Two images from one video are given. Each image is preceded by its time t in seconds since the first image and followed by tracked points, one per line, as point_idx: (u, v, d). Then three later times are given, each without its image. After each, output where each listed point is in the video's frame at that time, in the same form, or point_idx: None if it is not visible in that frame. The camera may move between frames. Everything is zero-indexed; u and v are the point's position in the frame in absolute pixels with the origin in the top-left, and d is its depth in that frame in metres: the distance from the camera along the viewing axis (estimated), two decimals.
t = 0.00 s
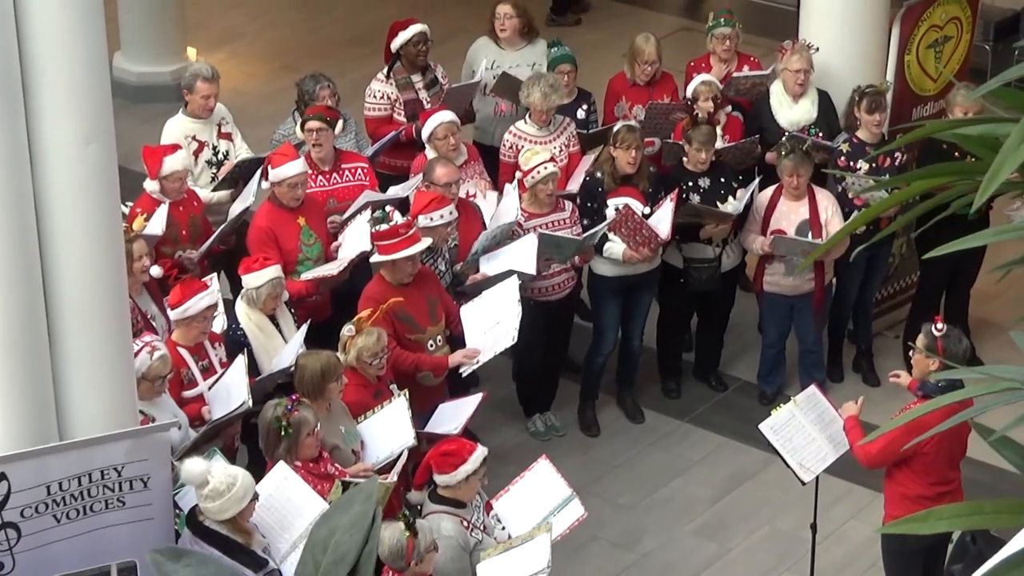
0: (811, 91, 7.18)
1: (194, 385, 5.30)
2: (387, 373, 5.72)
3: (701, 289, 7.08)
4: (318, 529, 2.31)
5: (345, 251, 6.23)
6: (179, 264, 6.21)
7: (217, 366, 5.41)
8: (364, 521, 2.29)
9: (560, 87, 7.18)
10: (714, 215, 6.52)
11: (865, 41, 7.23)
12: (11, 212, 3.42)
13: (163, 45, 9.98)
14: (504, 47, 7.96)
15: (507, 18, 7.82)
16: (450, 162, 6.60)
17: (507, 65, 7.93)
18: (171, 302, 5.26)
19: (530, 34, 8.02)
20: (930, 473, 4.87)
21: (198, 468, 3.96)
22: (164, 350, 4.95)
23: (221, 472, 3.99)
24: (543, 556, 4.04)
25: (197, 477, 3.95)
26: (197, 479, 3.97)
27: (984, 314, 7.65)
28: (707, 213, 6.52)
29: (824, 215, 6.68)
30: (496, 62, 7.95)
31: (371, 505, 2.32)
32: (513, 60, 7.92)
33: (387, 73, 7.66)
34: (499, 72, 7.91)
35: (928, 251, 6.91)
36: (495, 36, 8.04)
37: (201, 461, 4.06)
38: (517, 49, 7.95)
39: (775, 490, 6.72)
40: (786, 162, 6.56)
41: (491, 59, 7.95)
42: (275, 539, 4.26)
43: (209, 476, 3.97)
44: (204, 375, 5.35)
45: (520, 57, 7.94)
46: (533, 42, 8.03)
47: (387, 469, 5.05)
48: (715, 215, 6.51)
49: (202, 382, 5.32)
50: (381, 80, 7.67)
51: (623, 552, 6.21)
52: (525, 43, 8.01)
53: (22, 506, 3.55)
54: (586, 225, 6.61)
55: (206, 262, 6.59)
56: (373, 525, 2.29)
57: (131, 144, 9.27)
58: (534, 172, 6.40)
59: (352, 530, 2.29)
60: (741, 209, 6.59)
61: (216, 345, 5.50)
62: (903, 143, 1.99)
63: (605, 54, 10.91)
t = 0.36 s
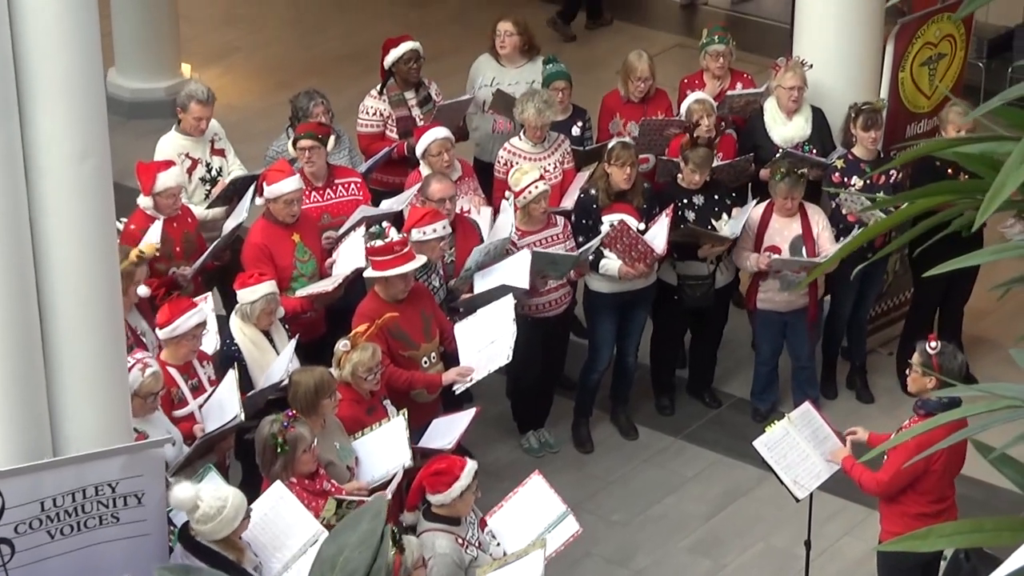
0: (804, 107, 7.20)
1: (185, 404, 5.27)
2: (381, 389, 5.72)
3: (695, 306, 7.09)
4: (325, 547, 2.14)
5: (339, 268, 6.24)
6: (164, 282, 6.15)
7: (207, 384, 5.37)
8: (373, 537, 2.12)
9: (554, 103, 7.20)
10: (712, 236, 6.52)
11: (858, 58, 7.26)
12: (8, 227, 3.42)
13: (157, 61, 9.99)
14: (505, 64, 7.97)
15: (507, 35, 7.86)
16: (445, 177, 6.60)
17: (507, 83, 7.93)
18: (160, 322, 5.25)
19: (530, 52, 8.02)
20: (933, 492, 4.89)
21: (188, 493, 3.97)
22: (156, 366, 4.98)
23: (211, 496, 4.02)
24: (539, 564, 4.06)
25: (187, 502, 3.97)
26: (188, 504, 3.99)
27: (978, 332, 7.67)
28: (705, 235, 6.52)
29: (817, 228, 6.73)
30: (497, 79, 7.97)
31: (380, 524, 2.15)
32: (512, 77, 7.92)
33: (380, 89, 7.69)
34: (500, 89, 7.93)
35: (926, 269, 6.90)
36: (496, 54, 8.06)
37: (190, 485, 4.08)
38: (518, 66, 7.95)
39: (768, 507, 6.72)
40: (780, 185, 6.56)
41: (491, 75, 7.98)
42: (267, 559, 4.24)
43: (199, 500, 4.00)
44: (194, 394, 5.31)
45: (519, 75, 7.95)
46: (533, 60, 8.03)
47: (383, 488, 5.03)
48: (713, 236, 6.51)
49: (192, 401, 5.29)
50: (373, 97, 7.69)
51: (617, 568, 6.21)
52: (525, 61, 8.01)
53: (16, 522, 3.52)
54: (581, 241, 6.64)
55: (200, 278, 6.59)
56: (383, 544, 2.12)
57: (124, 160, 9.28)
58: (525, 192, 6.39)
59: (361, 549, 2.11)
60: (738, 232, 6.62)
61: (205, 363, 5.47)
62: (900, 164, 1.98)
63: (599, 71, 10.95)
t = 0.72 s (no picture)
0: (794, 128, 7.23)
1: (175, 424, 5.26)
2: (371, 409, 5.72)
3: (684, 326, 7.10)
4: None
5: (329, 289, 6.25)
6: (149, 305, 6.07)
7: (197, 405, 5.37)
8: None
9: (544, 123, 7.21)
10: (701, 258, 6.52)
11: (849, 79, 7.29)
12: None
13: (148, 81, 10.00)
14: (496, 86, 7.96)
15: (500, 56, 7.84)
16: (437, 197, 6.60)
17: (497, 104, 7.93)
18: (147, 343, 5.22)
19: (522, 72, 8.00)
20: (927, 511, 4.91)
21: (171, 523, 4.04)
22: (150, 387, 4.95)
23: (195, 525, 4.06)
24: None
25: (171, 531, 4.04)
26: (173, 532, 4.05)
27: (968, 353, 7.70)
28: (694, 257, 6.52)
29: (807, 247, 6.73)
30: (488, 99, 7.97)
31: None
32: (503, 98, 7.92)
33: (368, 108, 7.68)
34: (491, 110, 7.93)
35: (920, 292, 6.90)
36: (487, 75, 8.06)
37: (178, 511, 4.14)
38: (508, 87, 7.94)
39: (759, 527, 6.72)
40: (770, 204, 6.60)
41: (482, 96, 7.98)
42: None
43: (183, 529, 4.05)
44: (184, 414, 5.31)
45: (510, 95, 7.94)
46: (524, 80, 8.02)
47: (375, 508, 5.02)
48: (701, 258, 6.51)
49: (183, 420, 5.29)
50: (362, 116, 7.68)
51: None
52: (516, 81, 7.99)
53: (7, 541, 3.50)
54: (571, 261, 6.64)
55: (191, 298, 6.58)
56: None
57: (116, 180, 9.27)
58: (514, 212, 6.42)
59: None
60: (727, 255, 6.62)
61: (194, 383, 5.46)
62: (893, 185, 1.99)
63: (590, 91, 10.99)
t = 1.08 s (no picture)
0: (784, 144, 7.26)
1: (167, 441, 5.25)
2: (361, 424, 5.72)
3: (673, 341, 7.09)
4: None
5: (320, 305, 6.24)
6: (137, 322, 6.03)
7: (189, 420, 5.38)
8: None
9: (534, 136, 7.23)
10: (690, 272, 6.54)
11: (840, 95, 7.32)
12: None
13: (139, 96, 10.00)
14: (482, 100, 7.96)
15: (487, 70, 7.85)
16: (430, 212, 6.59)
17: (485, 119, 7.95)
18: (138, 358, 5.24)
19: (506, 87, 8.03)
20: (917, 526, 4.92)
21: (161, 538, 4.04)
22: (140, 402, 4.94)
23: (186, 539, 4.05)
24: None
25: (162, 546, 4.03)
26: (164, 548, 4.05)
27: (958, 368, 7.72)
28: (683, 270, 6.53)
29: (799, 261, 6.74)
30: (475, 115, 7.96)
31: None
32: (490, 113, 7.94)
33: (356, 123, 7.69)
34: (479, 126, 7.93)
35: (918, 306, 6.90)
36: (470, 90, 8.04)
37: (168, 527, 4.14)
38: (494, 101, 7.97)
39: (749, 542, 6.71)
40: (762, 218, 6.60)
41: (468, 112, 7.97)
42: None
43: (174, 544, 4.05)
44: (176, 430, 5.31)
45: (497, 110, 7.97)
46: (508, 94, 8.04)
47: (366, 523, 5.02)
48: (691, 271, 6.52)
49: (174, 437, 5.28)
50: (352, 131, 7.70)
51: None
52: (501, 96, 8.01)
53: None
54: (561, 276, 6.68)
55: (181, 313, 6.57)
56: None
57: (107, 195, 9.27)
58: (505, 227, 6.41)
59: None
60: (714, 266, 6.63)
61: (186, 399, 5.47)
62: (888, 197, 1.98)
63: (580, 107, 11.02)
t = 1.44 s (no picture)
0: (776, 154, 7.28)
1: (160, 450, 5.25)
2: (353, 435, 5.71)
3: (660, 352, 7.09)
4: None
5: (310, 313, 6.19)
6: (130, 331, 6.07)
7: (182, 429, 5.36)
8: None
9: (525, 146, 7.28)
10: (678, 283, 6.57)
11: (831, 105, 7.35)
12: None
13: (130, 106, 10.00)
14: (463, 111, 7.98)
15: (469, 82, 7.87)
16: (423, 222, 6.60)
17: (470, 130, 7.97)
18: (134, 367, 5.29)
19: (487, 97, 8.05)
20: (909, 537, 4.93)
21: (160, 547, 4.01)
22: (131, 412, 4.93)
23: (183, 548, 4.03)
24: None
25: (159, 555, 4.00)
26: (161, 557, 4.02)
27: (949, 379, 7.75)
28: (671, 281, 6.57)
29: (792, 272, 6.73)
30: (458, 127, 7.98)
31: None
32: (473, 124, 7.96)
33: (346, 135, 7.69)
34: (464, 137, 7.95)
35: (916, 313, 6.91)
36: (451, 101, 8.05)
37: (164, 535, 4.10)
38: (476, 112, 7.98)
39: (741, 552, 6.72)
40: (755, 228, 6.59)
41: (452, 124, 7.97)
42: None
43: (172, 552, 4.02)
44: (169, 439, 5.30)
45: (480, 121, 7.99)
46: (489, 105, 8.07)
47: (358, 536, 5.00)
48: (679, 282, 6.56)
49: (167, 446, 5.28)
50: (342, 143, 7.71)
51: None
52: (483, 106, 8.03)
53: None
54: (554, 287, 6.67)
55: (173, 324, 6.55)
56: None
57: (98, 205, 9.27)
58: (500, 237, 6.40)
59: None
60: (702, 276, 6.66)
61: (179, 408, 5.45)
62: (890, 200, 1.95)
63: (572, 118, 11.04)
